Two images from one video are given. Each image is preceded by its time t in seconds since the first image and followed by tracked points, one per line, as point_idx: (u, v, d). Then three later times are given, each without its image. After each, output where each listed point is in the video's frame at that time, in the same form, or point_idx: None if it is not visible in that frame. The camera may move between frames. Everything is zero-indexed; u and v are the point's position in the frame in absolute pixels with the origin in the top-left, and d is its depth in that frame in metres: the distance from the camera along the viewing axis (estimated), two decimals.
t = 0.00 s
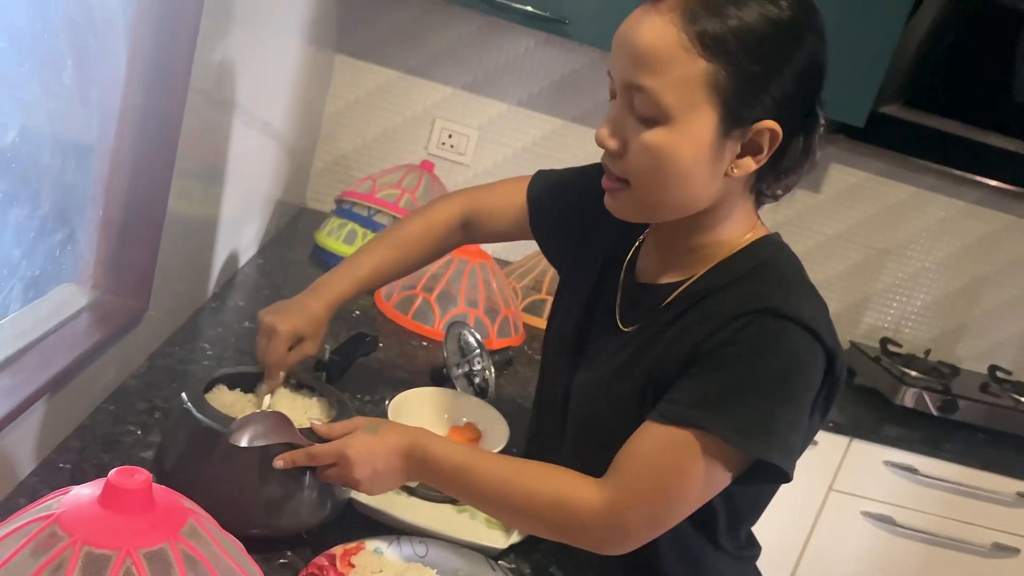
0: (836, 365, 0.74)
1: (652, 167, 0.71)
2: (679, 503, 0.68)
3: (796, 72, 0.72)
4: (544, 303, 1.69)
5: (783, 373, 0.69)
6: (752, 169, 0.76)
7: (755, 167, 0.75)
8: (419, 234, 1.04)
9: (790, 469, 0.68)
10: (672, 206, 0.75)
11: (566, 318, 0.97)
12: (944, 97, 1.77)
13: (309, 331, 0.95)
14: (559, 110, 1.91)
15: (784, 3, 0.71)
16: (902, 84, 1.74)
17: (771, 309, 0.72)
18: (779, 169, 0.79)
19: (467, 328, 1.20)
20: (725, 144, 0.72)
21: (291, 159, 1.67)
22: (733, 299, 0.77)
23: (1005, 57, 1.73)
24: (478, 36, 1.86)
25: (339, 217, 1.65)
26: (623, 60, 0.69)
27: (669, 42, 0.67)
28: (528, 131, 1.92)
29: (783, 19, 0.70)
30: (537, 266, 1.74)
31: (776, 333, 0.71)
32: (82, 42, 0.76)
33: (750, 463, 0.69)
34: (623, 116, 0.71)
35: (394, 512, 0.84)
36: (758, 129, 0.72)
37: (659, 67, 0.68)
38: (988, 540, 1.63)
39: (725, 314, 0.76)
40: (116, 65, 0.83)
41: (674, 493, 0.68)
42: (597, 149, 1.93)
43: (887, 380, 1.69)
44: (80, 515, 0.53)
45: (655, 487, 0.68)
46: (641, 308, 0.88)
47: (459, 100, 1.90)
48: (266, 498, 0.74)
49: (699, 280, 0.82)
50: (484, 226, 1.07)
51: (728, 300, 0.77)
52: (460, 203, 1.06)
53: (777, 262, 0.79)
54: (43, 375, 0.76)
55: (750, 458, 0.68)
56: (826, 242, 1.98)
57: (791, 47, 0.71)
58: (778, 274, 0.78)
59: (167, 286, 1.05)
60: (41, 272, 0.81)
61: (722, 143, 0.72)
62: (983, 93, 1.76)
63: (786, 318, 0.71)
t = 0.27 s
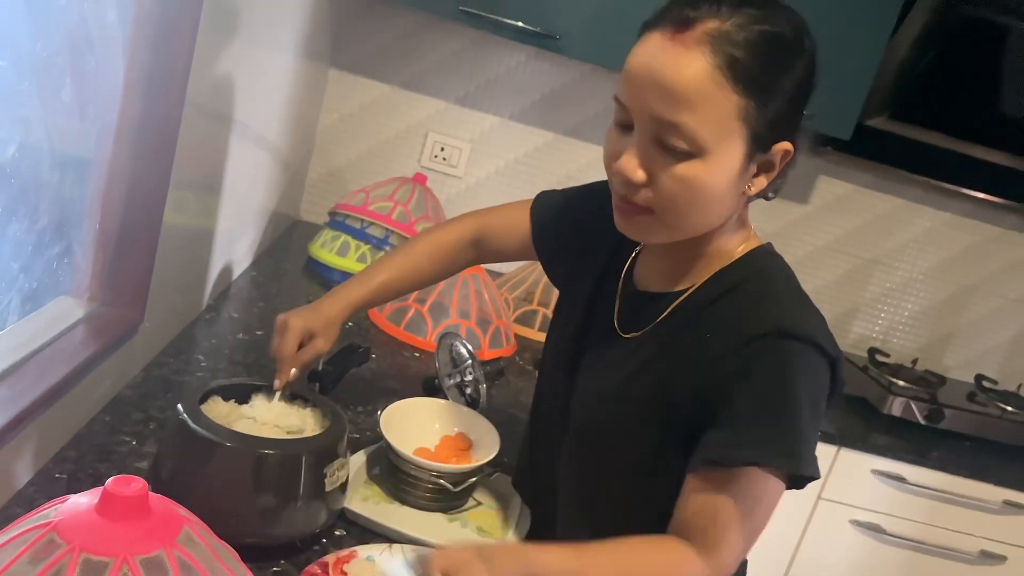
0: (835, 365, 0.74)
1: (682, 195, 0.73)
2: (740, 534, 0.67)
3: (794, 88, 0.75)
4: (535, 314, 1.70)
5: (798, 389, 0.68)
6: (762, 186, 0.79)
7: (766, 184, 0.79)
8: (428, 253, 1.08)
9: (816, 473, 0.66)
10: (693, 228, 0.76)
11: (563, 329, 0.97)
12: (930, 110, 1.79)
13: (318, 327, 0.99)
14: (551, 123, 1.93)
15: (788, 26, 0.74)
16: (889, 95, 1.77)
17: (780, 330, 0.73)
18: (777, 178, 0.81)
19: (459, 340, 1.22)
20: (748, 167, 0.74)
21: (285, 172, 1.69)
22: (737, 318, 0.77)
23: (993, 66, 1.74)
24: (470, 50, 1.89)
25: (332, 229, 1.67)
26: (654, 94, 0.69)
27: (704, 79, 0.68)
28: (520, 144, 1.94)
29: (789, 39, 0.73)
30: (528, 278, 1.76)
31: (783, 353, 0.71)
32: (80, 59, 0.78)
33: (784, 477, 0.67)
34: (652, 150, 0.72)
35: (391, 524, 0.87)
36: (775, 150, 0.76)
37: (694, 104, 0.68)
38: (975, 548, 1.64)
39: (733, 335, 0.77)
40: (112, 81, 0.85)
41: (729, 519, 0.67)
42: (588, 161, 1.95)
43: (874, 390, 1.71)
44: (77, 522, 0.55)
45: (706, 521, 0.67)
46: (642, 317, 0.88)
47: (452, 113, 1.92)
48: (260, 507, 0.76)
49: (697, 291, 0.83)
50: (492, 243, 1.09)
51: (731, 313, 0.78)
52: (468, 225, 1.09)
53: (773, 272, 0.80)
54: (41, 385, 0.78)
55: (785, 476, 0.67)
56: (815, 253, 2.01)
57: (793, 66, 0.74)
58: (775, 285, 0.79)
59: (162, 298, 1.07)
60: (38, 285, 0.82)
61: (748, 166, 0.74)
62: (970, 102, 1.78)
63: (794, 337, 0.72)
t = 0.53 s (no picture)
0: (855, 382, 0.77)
1: (704, 217, 0.74)
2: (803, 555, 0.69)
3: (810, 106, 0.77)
4: (528, 322, 1.71)
5: (830, 410, 0.72)
6: (777, 203, 0.82)
7: (780, 202, 0.82)
8: (441, 270, 1.10)
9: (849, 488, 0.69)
10: (713, 246, 0.79)
11: (574, 343, 1.00)
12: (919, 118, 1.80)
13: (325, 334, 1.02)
14: (543, 132, 1.94)
15: (801, 43, 0.75)
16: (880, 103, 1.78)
17: (811, 348, 0.76)
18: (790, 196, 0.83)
19: (452, 349, 1.22)
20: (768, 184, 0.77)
21: (278, 182, 1.70)
22: (763, 335, 0.81)
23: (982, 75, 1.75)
24: (462, 60, 1.90)
25: (325, 239, 1.68)
26: (674, 122, 0.70)
27: (726, 107, 0.70)
28: (512, 153, 1.95)
29: (800, 57, 0.74)
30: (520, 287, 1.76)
31: (813, 371, 0.74)
32: (74, 71, 0.78)
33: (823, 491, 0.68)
34: (673, 175, 0.73)
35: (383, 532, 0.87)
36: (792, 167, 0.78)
37: (717, 130, 0.70)
38: (968, 554, 1.65)
39: (761, 353, 0.80)
40: (106, 93, 0.85)
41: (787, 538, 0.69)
42: (580, 170, 1.96)
43: (866, 397, 1.72)
44: (70, 533, 0.55)
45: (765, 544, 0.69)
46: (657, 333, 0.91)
47: (444, 123, 1.93)
48: (254, 516, 0.76)
49: (715, 305, 0.86)
50: (503, 264, 1.10)
51: (756, 328, 0.82)
52: (480, 245, 1.11)
53: (790, 289, 0.84)
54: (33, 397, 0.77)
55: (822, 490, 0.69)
56: (806, 261, 2.02)
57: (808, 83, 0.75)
58: (794, 303, 0.82)
59: (155, 308, 1.07)
60: (31, 295, 0.82)
61: (766, 186, 0.77)
62: (960, 110, 1.79)
63: (823, 355, 0.75)
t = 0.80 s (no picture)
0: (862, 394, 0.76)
1: (698, 242, 0.76)
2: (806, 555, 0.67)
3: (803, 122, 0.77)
4: (521, 329, 1.71)
5: (835, 425, 0.71)
6: (780, 218, 0.81)
7: (784, 214, 0.81)
8: (449, 288, 1.10)
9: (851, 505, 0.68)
10: (714, 266, 0.79)
11: (580, 352, 1.01)
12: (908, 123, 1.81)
13: (325, 341, 1.02)
14: (535, 139, 1.94)
15: (786, 59, 0.75)
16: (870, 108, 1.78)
17: (818, 363, 0.75)
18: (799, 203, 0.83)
19: (444, 355, 1.22)
20: (761, 199, 0.76)
21: (269, 190, 1.69)
22: (773, 348, 0.80)
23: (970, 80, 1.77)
24: (453, 67, 1.90)
25: (317, 246, 1.67)
26: (653, 155, 0.72)
27: (700, 136, 0.71)
28: (504, 160, 1.95)
29: (786, 74, 0.75)
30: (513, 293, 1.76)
31: (822, 385, 0.73)
32: (63, 81, 0.78)
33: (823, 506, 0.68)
34: (662, 202, 0.74)
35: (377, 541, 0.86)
36: (790, 181, 0.78)
37: (694, 159, 0.71)
38: (961, 557, 1.65)
39: (771, 364, 0.79)
40: (95, 102, 0.85)
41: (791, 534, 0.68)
42: (571, 177, 1.96)
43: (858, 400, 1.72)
44: (60, 543, 0.55)
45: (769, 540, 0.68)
46: (666, 342, 0.91)
47: (436, 130, 1.93)
48: (246, 525, 0.76)
49: (726, 315, 0.86)
50: (510, 275, 1.10)
51: (764, 341, 0.81)
52: (487, 258, 1.11)
53: (799, 300, 0.83)
54: (23, 407, 0.77)
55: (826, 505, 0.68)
56: (797, 265, 2.02)
57: (795, 98, 0.75)
58: (803, 316, 0.81)
59: (146, 317, 1.06)
60: (21, 305, 0.82)
61: (762, 203, 0.77)
62: (949, 115, 1.80)
63: (831, 369, 0.74)
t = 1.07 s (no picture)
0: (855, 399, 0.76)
1: (682, 236, 0.77)
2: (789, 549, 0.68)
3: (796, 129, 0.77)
4: (513, 333, 1.71)
5: (829, 431, 0.71)
6: (771, 218, 0.81)
7: (775, 215, 0.81)
8: (450, 292, 1.11)
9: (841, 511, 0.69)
10: (702, 262, 0.80)
11: (578, 355, 1.01)
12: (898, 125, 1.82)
13: (325, 343, 1.02)
14: (526, 143, 1.94)
15: (779, 60, 0.75)
16: (859, 110, 1.79)
17: (813, 368, 0.75)
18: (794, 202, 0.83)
19: (436, 360, 1.22)
20: (747, 199, 0.77)
21: (260, 196, 1.69)
22: (768, 352, 0.80)
23: (958, 81, 1.78)
24: (444, 72, 1.90)
25: (309, 252, 1.67)
26: (638, 145, 0.74)
27: (681, 128, 0.72)
28: (496, 164, 1.95)
29: (778, 75, 0.75)
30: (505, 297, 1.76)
31: (817, 392, 0.73)
32: (51, 88, 0.78)
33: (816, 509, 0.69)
34: (646, 193, 0.76)
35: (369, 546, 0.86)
36: (777, 182, 0.77)
37: (675, 151, 0.72)
38: (954, 557, 1.66)
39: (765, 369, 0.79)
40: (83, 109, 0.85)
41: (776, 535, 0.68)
42: (563, 181, 1.97)
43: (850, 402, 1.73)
44: (47, 551, 0.54)
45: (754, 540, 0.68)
46: (662, 344, 0.91)
47: (427, 135, 1.93)
48: (237, 531, 0.75)
49: (723, 319, 0.86)
50: (508, 279, 1.11)
51: (759, 344, 0.82)
52: (486, 262, 1.12)
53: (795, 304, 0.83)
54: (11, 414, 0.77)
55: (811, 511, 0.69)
56: (789, 267, 2.03)
57: (789, 100, 0.75)
58: (797, 321, 0.81)
59: (136, 324, 1.06)
60: (9, 312, 0.81)
61: (746, 203, 0.77)
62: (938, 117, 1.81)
63: (826, 375, 0.74)
